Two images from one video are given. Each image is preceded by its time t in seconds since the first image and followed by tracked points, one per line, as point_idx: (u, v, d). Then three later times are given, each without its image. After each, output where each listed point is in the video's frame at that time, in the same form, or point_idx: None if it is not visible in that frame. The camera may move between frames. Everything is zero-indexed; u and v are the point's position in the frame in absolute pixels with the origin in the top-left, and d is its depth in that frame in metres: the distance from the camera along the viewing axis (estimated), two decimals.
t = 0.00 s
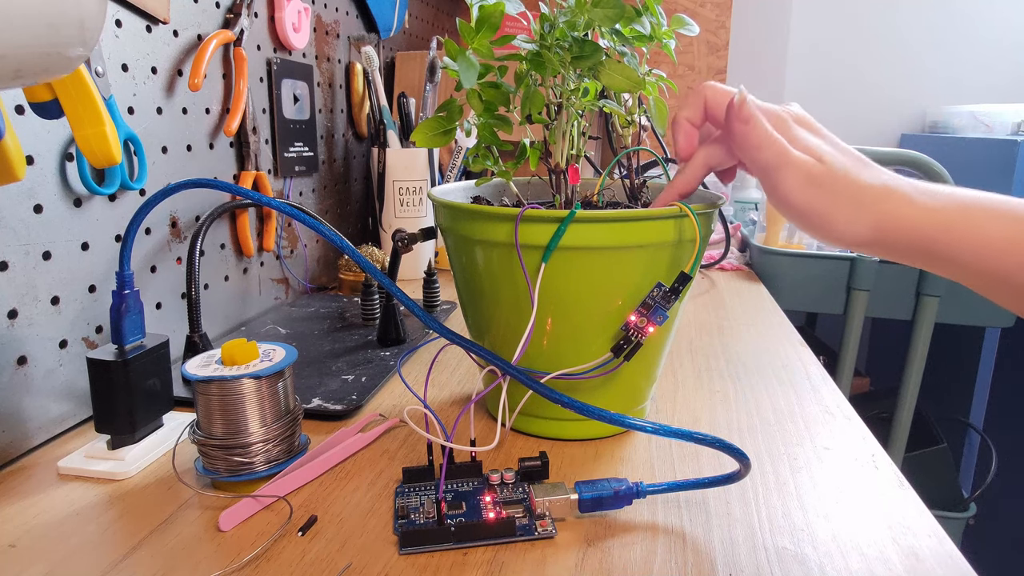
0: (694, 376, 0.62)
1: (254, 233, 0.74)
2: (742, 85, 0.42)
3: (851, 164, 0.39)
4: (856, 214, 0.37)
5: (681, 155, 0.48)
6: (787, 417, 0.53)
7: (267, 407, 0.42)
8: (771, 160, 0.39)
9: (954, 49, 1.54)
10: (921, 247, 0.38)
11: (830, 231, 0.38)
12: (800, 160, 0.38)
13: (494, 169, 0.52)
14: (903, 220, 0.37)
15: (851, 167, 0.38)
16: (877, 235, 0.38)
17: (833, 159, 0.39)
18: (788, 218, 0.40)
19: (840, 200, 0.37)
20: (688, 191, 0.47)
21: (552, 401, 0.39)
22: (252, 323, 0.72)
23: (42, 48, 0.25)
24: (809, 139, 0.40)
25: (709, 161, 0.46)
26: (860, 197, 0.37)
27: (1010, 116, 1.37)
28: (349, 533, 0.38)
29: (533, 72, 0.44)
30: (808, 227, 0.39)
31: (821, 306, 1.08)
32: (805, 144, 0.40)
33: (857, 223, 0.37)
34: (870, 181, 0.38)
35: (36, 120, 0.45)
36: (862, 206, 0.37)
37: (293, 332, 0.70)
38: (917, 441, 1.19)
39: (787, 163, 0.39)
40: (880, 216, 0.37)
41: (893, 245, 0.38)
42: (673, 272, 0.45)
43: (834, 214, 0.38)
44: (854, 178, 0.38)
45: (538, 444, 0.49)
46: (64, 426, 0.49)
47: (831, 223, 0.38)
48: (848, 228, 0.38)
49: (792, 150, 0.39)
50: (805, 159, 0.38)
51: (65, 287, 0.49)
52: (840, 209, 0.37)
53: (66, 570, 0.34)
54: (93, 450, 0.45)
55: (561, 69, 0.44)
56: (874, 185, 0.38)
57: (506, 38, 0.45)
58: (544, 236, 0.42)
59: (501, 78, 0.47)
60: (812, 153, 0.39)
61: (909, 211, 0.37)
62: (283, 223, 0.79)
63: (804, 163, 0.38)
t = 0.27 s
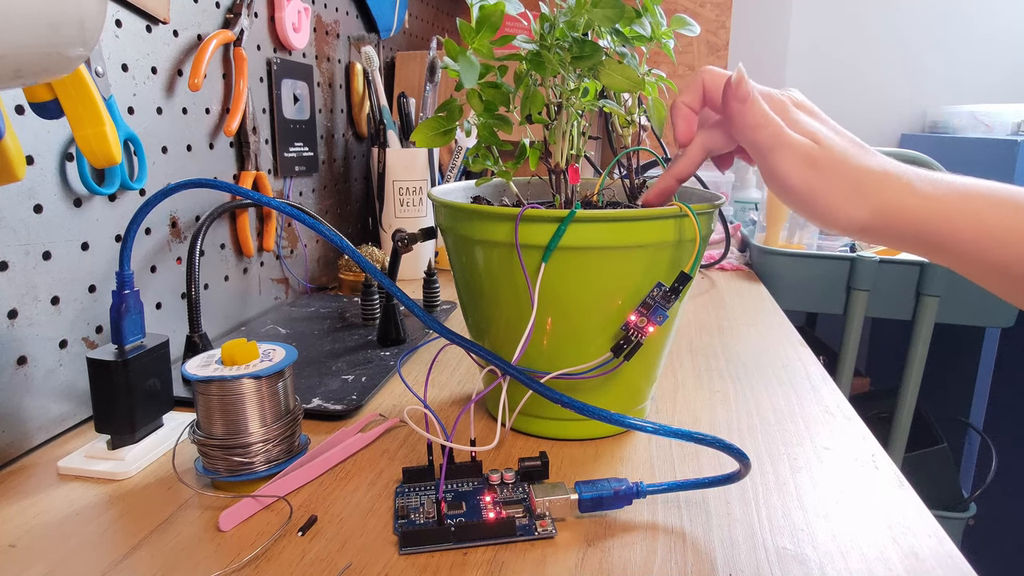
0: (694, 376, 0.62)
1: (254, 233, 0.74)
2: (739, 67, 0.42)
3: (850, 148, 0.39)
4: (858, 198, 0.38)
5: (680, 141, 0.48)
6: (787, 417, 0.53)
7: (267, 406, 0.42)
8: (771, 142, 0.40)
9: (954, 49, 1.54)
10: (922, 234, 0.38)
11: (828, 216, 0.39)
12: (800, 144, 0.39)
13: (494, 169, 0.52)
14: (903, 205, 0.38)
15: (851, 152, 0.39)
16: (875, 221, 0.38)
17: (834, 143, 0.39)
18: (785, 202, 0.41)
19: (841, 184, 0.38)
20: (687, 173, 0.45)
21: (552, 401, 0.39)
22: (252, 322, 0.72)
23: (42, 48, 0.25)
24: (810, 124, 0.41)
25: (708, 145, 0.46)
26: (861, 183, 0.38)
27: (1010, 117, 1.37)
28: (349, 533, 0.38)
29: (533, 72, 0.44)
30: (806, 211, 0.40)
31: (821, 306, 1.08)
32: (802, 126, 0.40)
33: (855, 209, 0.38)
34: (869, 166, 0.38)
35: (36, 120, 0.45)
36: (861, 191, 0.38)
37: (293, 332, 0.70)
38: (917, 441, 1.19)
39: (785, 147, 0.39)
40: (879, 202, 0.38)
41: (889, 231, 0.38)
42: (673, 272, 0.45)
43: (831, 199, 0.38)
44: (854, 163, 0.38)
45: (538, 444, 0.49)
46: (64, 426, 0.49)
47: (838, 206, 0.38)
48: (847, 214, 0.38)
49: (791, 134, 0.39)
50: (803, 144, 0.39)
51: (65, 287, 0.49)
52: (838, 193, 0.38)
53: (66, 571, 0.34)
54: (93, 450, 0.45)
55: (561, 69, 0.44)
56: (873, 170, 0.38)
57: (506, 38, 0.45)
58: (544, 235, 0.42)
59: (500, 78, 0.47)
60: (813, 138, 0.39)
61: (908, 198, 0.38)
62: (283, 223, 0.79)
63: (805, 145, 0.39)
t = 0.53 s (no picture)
0: (694, 376, 0.62)
1: (254, 233, 0.74)
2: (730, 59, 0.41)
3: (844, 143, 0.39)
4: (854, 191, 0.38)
5: (672, 149, 0.47)
6: (787, 417, 0.53)
7: (266, 407, 0.42)
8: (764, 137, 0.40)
9: (954, 49, 1.54)
10: (920, 226, 0.38)
11: (825, 212, 0.39)
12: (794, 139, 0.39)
13: (494, 168, 0.52)
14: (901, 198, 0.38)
15: (845, 147, 0.39)
16: (871, 215, 0.38)
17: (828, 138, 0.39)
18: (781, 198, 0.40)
19: (837, 179, 0.38)
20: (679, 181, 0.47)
21: (552, 401, 0.39)
22: (252, 323, 0.72)
23: (42, 48, 0.25)
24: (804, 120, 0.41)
25: (701, 152, 0.46)
26: (856, 176, 0.38)
27: (1010, 117, 1.36)
28: (349, 533, 0.38)
29: (533, 72, 0.44)
30: (803, 207, 0.39)
31: (821, 306, 1.08)
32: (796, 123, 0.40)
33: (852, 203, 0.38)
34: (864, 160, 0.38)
35: (37, 120, 0.45)
36: (856, 185, 0.38)
37: (293, 332, 0.70)
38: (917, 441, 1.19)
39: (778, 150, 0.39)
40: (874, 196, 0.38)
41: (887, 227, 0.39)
42: (673, 272, 0.45)
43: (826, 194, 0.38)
44: (849, 158, 0.38)
45: (538, 444, 0.49)
46: (64, 426, 0.49)
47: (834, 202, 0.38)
48: (843, 209, 0.38)
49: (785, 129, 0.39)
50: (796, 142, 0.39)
51: (66, 287, 0.49)
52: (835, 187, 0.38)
53: (66, 571, 0.34)
54: (93, 450, 0.45)
55: (561, 69, 0.44)
56: (868, 165, 0.38)
57: (506, 38, 0.45)
58: (544, 236, 0.42)
59: (500, 78, 0.47)
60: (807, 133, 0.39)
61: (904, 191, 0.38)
62: (283, 223, 0.79)
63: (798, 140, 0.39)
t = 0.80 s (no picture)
0: (694, 376, 0.62)
1: (254, 233, 0.74)
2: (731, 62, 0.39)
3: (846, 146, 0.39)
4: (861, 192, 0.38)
5: (676, 157, 0.47)
6: (787, 417, 0.53)
7: (267, 407, 0.42)
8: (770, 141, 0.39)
9: (954, 49, 1.54)
10: (925, 227, 0.38)
11: (831, 213, 0.39)
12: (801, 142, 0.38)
13: (494, 169, 0.51)
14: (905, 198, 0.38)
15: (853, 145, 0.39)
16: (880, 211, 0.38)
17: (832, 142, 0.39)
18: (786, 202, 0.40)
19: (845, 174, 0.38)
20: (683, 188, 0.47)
21: (552, 401, 0.39)
22: (252, 323, 0.72)
23: (42, 47, 0.25)
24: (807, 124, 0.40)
25: (706, 159, 0.45)
26: (862, 178, 0.38)
27: (1010, 117, 1.36)
28: (349, 533, 0.38)
29: (533, 72, 0.44)
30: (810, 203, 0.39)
31: (821, 306, 1.08)
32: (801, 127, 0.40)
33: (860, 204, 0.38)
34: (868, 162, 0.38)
35: (36, 120, 0.45)
36: (865, 185, 0.38)
37: (293, 332, 0.70)
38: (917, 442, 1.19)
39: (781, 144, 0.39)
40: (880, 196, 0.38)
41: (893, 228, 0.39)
42: (673, 272, 0.45)
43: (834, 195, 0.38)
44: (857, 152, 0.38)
45: (538, 444, 0.49)
46: (64, 426, 0.49)
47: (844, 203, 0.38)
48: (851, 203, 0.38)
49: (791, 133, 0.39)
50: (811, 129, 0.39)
51: (65, 287, 0.49)
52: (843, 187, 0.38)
53: (66, 570, 0.34)
54: (93, 450, 0.45)
55: (561, 69, 0.44)
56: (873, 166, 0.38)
57: (506, 38, 0.45)
58: (544, 236, 0.42)
59: (500, 78, 0.47)
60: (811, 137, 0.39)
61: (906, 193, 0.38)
62: (283, 223, 0.79)
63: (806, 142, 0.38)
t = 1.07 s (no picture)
0: (695, 376, 0.62)
1: (254, 233, 0.74)
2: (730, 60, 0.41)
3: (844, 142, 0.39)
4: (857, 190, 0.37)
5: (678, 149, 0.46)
6: (787, 417, 0.53)
7: (267, 407, 0.42)
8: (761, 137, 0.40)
9: (953, 49, 1.54)
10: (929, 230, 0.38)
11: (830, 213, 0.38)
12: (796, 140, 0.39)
13: (494, 169, 0.51)
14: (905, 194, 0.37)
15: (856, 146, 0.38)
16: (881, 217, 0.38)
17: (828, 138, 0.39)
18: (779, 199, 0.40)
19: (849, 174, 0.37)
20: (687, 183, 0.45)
21: (552, 401, 0.39)
22: (252, 322, 0.72)
23: (42, 48, 0.25)
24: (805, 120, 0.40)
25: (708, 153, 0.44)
26: (859, 176, 0.37)
27: (1010, 117, 1.36)
28: (350, 533, 0.38)
29: (533, 71, 0.44)
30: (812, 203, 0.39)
31: (821, 306, 1.08)
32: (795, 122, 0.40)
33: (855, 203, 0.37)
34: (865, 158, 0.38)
35: (37, 120, 0.45)
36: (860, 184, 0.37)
37: (293, 332, 0.70)
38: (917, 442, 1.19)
39: (781, 145, 0.39)
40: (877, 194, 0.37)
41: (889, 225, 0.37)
42: (673, 272, 0.45)
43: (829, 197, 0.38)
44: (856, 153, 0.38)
45: (538, 444, 0.49)
46: (64, 426, 0.49)
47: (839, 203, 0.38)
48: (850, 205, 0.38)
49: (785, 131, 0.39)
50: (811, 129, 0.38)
51: (65, 287, 0.49)
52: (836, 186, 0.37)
53: (66, 570, 0.34)
54: (93, 450, 0.45)
55: (561, 69, 0.44)
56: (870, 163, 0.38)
57: (505, 38, 0.45)
58: (544, 236, 0.42)
59: (500, 78, 0.47)
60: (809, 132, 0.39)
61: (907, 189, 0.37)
62: (283, 223, 0.79)
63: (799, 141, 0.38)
